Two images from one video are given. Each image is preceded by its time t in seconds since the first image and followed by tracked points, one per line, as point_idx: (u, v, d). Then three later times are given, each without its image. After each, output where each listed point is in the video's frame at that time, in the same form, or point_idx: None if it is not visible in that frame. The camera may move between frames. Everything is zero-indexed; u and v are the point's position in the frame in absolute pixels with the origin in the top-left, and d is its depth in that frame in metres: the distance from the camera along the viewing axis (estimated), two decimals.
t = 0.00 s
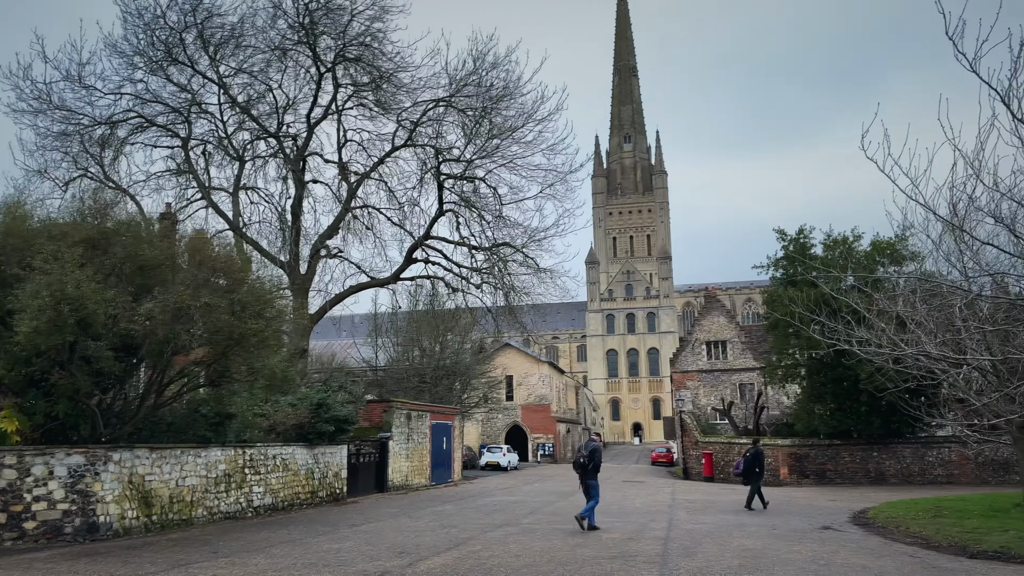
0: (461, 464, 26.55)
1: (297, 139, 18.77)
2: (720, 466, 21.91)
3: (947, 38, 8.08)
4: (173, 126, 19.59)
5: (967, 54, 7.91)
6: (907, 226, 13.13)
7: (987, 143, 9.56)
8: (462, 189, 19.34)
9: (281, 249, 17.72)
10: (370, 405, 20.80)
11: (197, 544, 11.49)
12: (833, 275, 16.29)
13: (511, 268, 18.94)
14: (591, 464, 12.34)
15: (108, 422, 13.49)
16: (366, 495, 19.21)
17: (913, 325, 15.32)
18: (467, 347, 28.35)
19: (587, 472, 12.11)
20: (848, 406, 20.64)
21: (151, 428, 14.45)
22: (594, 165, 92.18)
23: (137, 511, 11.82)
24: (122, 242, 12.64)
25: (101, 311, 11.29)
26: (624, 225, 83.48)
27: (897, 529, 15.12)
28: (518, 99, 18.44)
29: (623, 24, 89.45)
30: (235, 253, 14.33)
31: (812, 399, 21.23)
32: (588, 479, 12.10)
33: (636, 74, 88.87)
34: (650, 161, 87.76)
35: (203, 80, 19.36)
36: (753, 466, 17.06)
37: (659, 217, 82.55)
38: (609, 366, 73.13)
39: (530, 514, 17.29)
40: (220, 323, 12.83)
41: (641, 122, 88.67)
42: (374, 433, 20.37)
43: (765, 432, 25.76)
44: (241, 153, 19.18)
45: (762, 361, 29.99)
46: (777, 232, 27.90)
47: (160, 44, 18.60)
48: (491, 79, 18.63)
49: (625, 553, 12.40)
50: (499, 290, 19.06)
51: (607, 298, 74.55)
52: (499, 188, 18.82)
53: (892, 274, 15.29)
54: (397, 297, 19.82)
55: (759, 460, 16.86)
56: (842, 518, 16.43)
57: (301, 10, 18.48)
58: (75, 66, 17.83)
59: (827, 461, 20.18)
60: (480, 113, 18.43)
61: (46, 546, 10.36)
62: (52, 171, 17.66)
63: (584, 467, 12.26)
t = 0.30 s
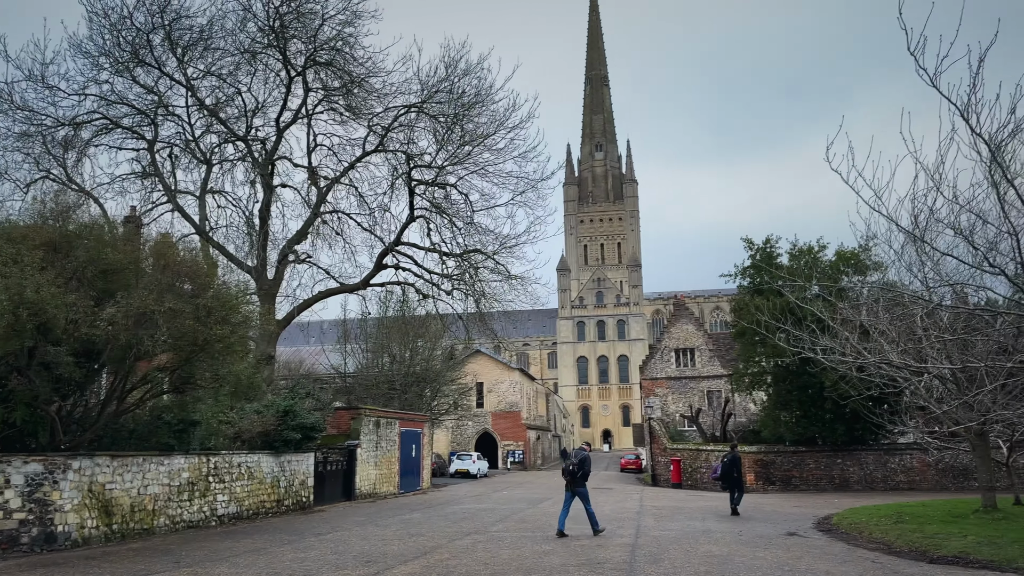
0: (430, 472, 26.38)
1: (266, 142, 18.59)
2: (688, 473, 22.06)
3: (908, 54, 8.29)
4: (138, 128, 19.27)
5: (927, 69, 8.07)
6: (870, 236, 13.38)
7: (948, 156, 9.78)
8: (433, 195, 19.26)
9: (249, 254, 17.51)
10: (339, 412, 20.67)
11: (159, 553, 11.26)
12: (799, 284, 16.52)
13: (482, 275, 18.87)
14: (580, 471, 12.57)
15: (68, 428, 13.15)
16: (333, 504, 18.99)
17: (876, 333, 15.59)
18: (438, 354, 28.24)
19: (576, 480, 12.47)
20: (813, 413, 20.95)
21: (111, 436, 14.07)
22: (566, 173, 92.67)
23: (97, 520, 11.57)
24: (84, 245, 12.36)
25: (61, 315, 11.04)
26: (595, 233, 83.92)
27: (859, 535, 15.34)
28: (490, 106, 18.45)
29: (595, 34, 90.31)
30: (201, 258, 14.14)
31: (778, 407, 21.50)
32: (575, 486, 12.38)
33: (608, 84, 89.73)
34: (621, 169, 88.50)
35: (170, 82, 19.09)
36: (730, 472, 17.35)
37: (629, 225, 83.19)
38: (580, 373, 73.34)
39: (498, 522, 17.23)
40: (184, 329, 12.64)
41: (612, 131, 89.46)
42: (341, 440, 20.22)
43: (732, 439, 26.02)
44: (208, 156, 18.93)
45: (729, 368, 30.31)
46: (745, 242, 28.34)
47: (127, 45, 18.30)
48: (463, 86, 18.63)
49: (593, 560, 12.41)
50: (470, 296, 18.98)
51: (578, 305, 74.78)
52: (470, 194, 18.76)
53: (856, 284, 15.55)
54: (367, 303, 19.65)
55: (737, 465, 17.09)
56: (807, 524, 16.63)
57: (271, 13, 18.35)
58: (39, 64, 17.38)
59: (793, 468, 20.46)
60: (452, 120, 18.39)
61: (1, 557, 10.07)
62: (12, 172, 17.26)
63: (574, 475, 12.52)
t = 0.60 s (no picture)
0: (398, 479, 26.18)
1: (232, 145, 18.37)
2: (655, 479, 22.20)
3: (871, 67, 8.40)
4: (101, 130, 18.91)
5: (888, 84, 8.23)
6: (834, 246, 13.60)
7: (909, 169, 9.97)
8: (403, 201, 19.15)
9: (213, 258, 17.26)
10: (304, 419, 20.38)
11: (117, 564, 11.01)
12: (764, 293, 16.73)
13: (452, 281, 18.74)
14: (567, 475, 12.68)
15: (24, 436, 12.76)
16: (298, 512, 18.74)
17: (838, 342, 15.86)
18: (406, 360, 28.09)
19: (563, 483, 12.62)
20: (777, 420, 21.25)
21: (70, 443, 13.72)
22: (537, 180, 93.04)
23: (53, 529, 11.27)
24: (43, 248, 11.97)
25: (18, 320, 10.78)
26: (565, 240, 84.22)
27: (822, 540, 15.55)
28: (461, 112, 18.43)
29: (565, 43, 91.05)
30: (164, 262, 13.90)
31: (743, 413, 21.77)
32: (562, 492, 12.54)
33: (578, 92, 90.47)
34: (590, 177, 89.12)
35: (135, 83, 18.78)
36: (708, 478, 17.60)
37: (599, 232, 83.71)
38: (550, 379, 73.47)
39: (466, 529, 17.17)
40: (146, 334, 12.42)
41: (582, 139, 90.14)
42: (308, 449, 20.09)
43: (698, 445, 26.25)
44: (173, 158, 18.64)
45: (696, 375, 30.60)
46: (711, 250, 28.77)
47: (91, 45, 17.96)
48: (434, 92, 18.58)
49: (559, 567, 12.41)
50: (439, 303, 18.81)
51: (548, 312, 74.94)
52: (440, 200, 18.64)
53: (820, 293, 15.79)
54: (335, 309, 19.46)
55: (713, 472, 17.31)
56: (771, 530, 16.81)
57: (239, 15, 18.16)
58: None
59: (757, 474, 20.73)
60: (422, 125, 18.32)
61: None
62: None
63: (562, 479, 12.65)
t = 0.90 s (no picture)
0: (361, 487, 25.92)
1: (194, 147, 18.09)
2: (619, 486, 22.30)
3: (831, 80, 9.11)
4: (59, 130, 18.48)
5: (846, 97, 8.38)
6: (794, 256, 13.81)
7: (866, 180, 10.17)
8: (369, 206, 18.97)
9: (173, 262, 16.95)
10: (265, 427, 20.30)
11: None
12: (726, 301, 16.95)
13: (418, 287, 18.50)
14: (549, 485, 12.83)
15: None
16: (259, 521, 18.44)
17: (798, 350, 16.11)
18: (372, 366, 27.86)
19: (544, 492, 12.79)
20: (739, 427, 21.50)
21: (21, 451, 13.33)
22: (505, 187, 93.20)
23: (2, 540, 10.93)
24: None
25: None
26: (533, 247, 84.41)
27: (782, 546, 15.75)
28: (428, 118, 18.36)
29: (534, 51, 91.52)
30: (122, 265, 13.63)
31: (706, 420, 22.00)
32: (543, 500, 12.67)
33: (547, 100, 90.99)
34: (558, 185, 89.63)
35: (95, 83, 18.41)
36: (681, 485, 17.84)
37: (567, 239, 84.12)
38: (517, 386, 73.46)
39: (429, 537, 17.04)
40: (102, 339, 12.17)
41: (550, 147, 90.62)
42: (268, 456, 19.76)
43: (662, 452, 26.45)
44: (133, 160, 18.30)
45: (661, 382, 30.82)
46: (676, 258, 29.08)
47: (49, 43, 17.56)
48: (401, 97, 18.47)
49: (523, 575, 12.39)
50: (405, 309, 18.52)
51: (514, 318, 74.93)
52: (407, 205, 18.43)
53: (781, 301, 16.03)
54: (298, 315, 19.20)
55: (687, 479, 17.53)
56: (732, 536, 16.97)
57: (203, 16, 17.91)
58: None
59: (720, 479, 20.93)
60: (389, 130, 18.20)
61: None
62: None
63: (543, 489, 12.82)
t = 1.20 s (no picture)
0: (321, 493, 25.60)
1: (152, 147, 17.72)
2: (581, 491, 22.36)
3: (793, 95, 10.01)
4: (10, 127, 17.95)
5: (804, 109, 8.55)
6: (753, 263, 14.02)
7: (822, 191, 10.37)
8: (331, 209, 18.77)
9: (128, 263, 16.56)
10: (222, 432, 19.90)
11: None
12: (687, 308, 17.14)
13: (380, 291, 18.26)
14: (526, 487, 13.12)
15: None
16: (214, 528, 18.09)
17: (756, 356, 16.36)
18: (333, 371, 27.57)
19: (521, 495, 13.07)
20: (699, 432, 21.77)
21: None
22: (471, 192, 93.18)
23: None
24: None
25: None
26: (498, 252, 84.44)
27: (740, 549, 15.95)
28: (392, 122, 18.25)
29: (500, 56, 91.84)
30: (75, 266, 13.28)
31: (667, 425, 22.23)
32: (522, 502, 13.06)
33: (512, 106, 91.35)
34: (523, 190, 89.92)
35: (49, 80, 17.93)
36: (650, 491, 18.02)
37: (531, 245, 84.36)
38: (481, 391, 73.28)
39: (390, 544, 16.89)
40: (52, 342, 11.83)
41: (514, 152, 90.92)
42: (225, 462, 19.41)
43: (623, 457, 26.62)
44: (88, 159, 17.86)
45: (623, 388, 31.03)
46: (639, 266, 29.40)
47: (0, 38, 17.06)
48: (364, 99, 18.32)
49: None
50: (367, 313, 18.28)
51: (478, 323, 74.79)
52: (370, 209, 18.24)
53: (740, 309, 16.27)
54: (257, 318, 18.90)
55: (656, 485, 17.70)
56: (691, 540, 17.14)
57: (162, 14, 17.58)
58: None
59: (679, 484, 21.10)
60: (352, 133, 18.04)
61: None
62: None
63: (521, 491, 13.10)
